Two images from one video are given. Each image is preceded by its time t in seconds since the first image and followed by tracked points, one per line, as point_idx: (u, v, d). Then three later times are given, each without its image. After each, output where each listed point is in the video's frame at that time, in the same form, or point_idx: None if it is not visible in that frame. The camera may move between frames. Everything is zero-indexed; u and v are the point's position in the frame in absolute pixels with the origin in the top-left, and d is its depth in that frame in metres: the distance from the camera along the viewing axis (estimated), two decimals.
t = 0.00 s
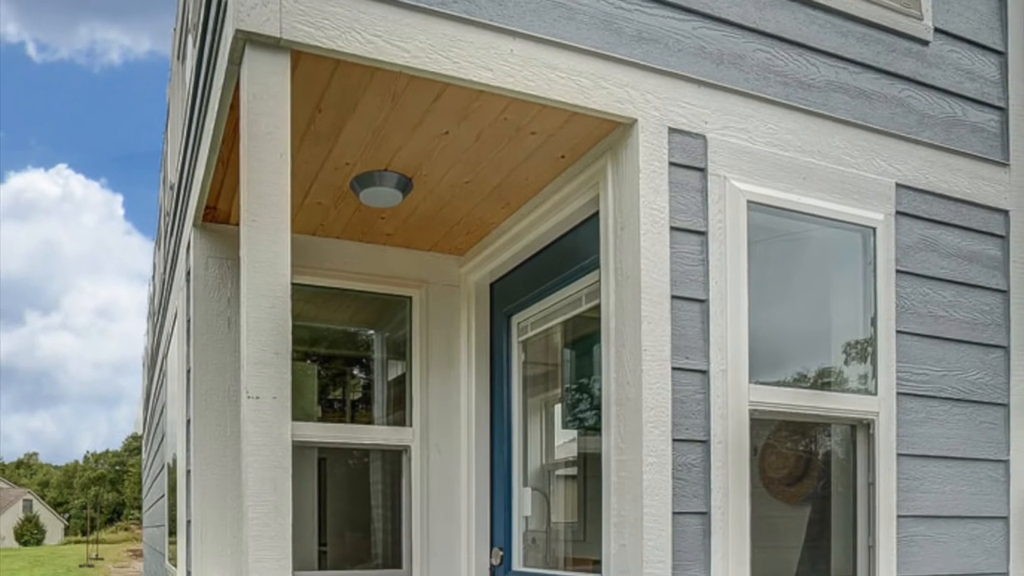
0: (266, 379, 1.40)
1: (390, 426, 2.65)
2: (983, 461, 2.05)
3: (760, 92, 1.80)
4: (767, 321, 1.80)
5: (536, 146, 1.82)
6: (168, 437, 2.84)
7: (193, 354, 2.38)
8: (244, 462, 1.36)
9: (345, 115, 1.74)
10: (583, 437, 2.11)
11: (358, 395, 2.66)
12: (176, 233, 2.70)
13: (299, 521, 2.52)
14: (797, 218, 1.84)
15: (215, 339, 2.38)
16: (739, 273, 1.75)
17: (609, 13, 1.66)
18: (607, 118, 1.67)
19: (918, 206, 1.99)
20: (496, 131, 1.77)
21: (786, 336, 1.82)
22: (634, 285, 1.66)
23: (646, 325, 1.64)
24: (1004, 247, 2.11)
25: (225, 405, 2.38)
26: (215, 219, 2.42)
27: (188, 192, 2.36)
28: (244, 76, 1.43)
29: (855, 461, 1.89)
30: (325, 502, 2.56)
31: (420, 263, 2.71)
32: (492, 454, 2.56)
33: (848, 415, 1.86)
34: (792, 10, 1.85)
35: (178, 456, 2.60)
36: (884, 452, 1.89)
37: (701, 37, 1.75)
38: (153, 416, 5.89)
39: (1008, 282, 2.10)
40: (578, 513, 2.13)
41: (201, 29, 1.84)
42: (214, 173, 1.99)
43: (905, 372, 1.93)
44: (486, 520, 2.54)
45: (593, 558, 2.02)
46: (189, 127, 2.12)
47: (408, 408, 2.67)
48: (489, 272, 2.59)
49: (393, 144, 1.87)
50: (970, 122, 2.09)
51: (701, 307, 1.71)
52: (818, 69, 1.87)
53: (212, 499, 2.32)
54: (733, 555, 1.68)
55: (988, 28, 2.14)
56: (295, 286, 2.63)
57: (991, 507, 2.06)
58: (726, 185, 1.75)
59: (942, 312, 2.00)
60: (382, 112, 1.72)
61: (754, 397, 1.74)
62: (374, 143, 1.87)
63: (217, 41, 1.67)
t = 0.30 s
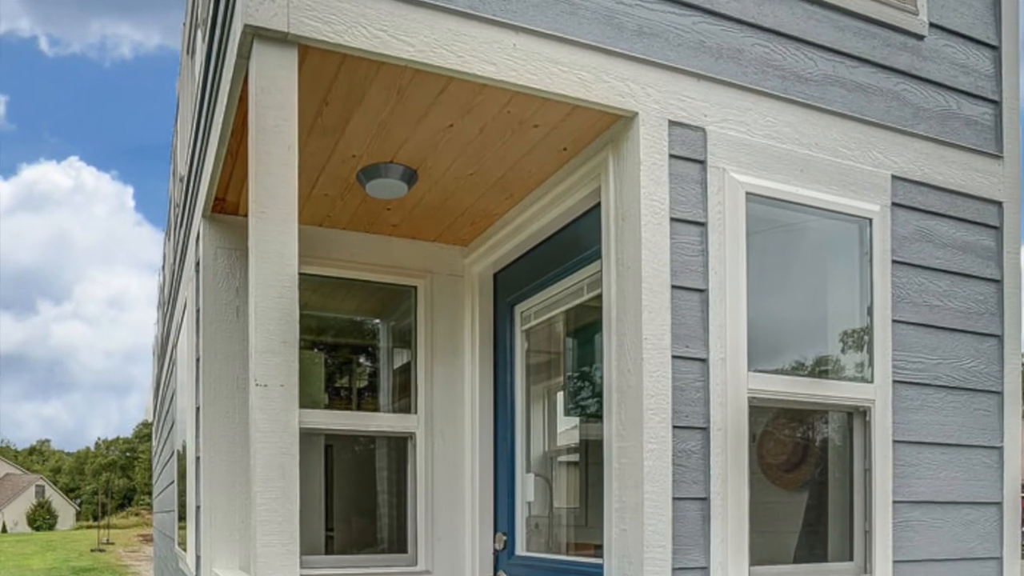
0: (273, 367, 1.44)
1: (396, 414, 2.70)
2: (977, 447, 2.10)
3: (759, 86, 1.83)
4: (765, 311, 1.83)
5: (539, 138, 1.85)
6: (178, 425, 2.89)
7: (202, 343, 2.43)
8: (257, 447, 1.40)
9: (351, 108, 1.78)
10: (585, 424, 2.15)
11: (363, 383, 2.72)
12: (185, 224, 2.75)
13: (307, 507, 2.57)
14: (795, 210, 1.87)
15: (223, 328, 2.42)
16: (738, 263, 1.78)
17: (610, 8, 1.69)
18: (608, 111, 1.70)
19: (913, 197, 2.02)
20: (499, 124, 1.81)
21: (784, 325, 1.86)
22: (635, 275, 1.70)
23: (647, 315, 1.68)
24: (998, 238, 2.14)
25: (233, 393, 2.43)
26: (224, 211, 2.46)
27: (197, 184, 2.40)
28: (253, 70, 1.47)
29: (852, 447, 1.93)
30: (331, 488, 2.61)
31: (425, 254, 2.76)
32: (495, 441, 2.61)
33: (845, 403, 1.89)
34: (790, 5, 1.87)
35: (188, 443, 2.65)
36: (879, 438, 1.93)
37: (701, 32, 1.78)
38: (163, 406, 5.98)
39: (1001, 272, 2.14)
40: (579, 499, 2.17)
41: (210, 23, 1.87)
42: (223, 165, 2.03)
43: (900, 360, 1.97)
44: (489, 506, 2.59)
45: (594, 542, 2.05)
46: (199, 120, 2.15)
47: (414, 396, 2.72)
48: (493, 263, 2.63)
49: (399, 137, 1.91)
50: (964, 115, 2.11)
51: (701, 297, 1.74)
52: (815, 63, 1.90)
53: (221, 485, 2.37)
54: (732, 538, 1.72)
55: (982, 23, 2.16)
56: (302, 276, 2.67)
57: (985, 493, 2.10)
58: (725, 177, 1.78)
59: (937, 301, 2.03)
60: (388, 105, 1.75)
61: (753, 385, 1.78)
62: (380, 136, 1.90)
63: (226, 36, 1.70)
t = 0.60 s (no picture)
0: (281, 354, 1.49)
1: (401, 400, 2.75)
2: (971, 433, 2.14)
3: (757, 79, 1.86)
4: (764, 300, 1.87)
5: (542, 131, 1.89)
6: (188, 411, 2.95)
7: (212, 331, 2.48)
8: (269, 433, 1.45)
9: (357, 101, 1.81)
10: (587, 410, 2.20)
11: (370, 370, 2.76)
12: (195, 215, 2.79)
13: (315, 492, 2.62)
14: (793, 201, 1.91)
15: (232, 317, 2.47)
16: (737, 253, 1.82)
17: (611, 2, 1.72)
18: (609, 104, 1.73)
19: (909, 188, 2.05)
20: (503, 116, 1.84)
21: (782, 314, 1.90)
22: (636, 264, 1.73)
23: (647, 304, 1.72)
24: (992, 229, 2.18)
25: (243, 380, 2.48)
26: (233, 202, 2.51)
27: (207, 175, 2.44)
28: (261, 64, 1.50)
29: (848, 434, 1.97)
30: (338, 473, 2.66)
31: (430, 244, 2.81)
32: (499, 428, 2.66)
33: (841, 389, 1.94)
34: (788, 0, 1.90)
35: (198, 430, 2.70)
36: (875, 424, 1.97)
37: (700, 26, 1.81)
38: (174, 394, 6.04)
39: (995, 262, 2.17)
40: (581, 483, 2.21)
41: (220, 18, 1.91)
42: (232, 157, 2.07)
43: (896, 348, 2.01)
44: (494, 491, 2.65)
45: (596, 527, 2.10)
46: (209, 112, 2.19)
47: (419, 383, 2.77)
48: (497, 252, 2.67)
49: (405, 130, 1.94)
50: (958, 108, 2.14)
51: (700, 286, 1.78)
52: (812, 57, 1.93)
53: (231, 471, 2.42)
54: (731, 522, 1.77)
55: (976, 18, 2.19)
56: (310, 265, 2.71)
57: (979, 478, 2.15)
58: (724, 168, 1.82)
59: (932, 290, 2.07)
60: (394, 98, 1.79)
61: (751, 372, 1.82)
62: (386, 128, 1.94)
63: (235, 30, 1.74)
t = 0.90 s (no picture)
0: (289, 343, 1.53)
1: (407, 388, 2.81)
2: (965, 420, 2.18)
3: (755, 72, 1.89)
4: (762, 289, 1.91)
5: (545, 123, 1.92)
6: (197, 398, 3.01)
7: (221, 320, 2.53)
8: (278, 418, 1.49)
9: (364, 94, 1.85)
10: (589, 397, 2.25)
11: (376, 358, 2.81)
12: (204, 206, 2.84)
13: (322, 478, 2.67)
14: (791, 192, 1.94)
15: (241, 306, 2.52)
16: (736, 243, 1.86)
17: None
18: (611, 97, 1.76)
19: (904, 180, 2.08)
20: (507, 109, 1.87)
21: (780, 303, 1.94)
22: (637, 254, 1.77)
23: (647, 292, 1.75)
24: (985, 219, 2.21)
25: (251, 368, 2.53)
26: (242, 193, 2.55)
27: (216, 166, 2.48)
28: (270, 58, 1.54)
29: (845, 421, 2.01)
30: (345, 459, 2.71)
31: (435, 234, 2.86)
32: (502, 415, 2.71)
33: (838, 376, 1.98)
34: None
35: (208, 416, 2.75)
36: (871, 411, 2.02)
37: (700, 21, 1.84)
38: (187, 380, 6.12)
39: (989, 252, 2.21)
40: (584, 469, 2.26)
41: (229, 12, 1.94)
42: (241, 149, 2.11)
43: (892, 336, 2.05)
44: (497, 477, 2.70)
45: (597, 511, 2.14)
46: (218, 105, 2.23)
47: (424, 370, 2.82)
48: (500, 242, 2.71)
49: (410, 122, 1.98)
50: (953, 101, 2.18)
51: (700, 275, 1.82)
52: (810, 51, 1.96)
53: (240, 457, 2.47)
54: (730, 506, 1.81)
55: (970, 12, 2.23)
56: (318, 255, 2.76)
57: (972, 463, 2.20)
58: (723, 160, 1.85)
59: (927, 280, 2.11)
60: (400, 92, 1.82)
61: (750, 359, 1.86)
62: (392, 121, 1.98)
63: (244, 25, 1.77)
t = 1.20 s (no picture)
0: (297, 331, 1.57)
1: (412, 375, 2.86)
2: (959, 407, 2.23)
3: (753, 66, 1.93)
4: (761, 279, 1.95)
5: (547, 116, 1.96)
6: (206, 386, 3.06)
7: (230, 309, 2.58)
8: (288, 404, 1.53)
9: (370, 88, 1.88)
10: (591, 384, 2.29)
11: (382, 346, 2.87)
12: (214, 198, 2.89)
13: (329, 464, 2.72)
14: (789, 183, 1.98)
15: (250, 295, 2.57)
16: (734, 234, 1.89)
17: None
18: (612, 91, 1.79)
19: (900, 171, 2.12)
20: (510, 102, 1.91)
21: (778, 292, 1.98)
22: (637, 244, 1.81)
23: (648, 282, 1.79)
24: (980, 210, 2.25)
25: (260, 356, 2.58)
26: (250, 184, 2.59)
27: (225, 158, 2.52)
28: (278, 53, 1.57)
29: (842, 408, 2.06)
30: (352, 445, 2.77)
31: (439, 225, 2.90)
32: (506, 402, 2.76)
33: (834, 364, 2.02)
34: None
35: (217, 404, 2.81)
36: (867, 398, 2.06)
37: (699, 16, 1.87)
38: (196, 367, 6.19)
39: (983, 242, 2.25)
40: (586, 455, 2.31)
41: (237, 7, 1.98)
42: (250, 141, 2.15)
43: (888, 325, 2.09)
44: (501, 462, 2.76)
45: (599, 496, 2.19)
46: (227, 98, 2.27)
47: (429, 358, 2.88)
48: (504, 233, 2.75)
49: (415, 115, 2.02)
50: (947, 94, 2.21)
51: (699, 265, 1.86)
52: (807, 45, 1.99)
53: (249, 443, 2.53)
54: (728, 492, 1.85)
55: (963, 8, 2.26)
56: (325, 245, 2.81)
57: (967, 449, 2.24)
58: (723, 152, 1.89)
59: (922, 269, 2.14)
60: (405, 85, 1.86)
61: (749, 347, 1.91)
62: (397, 113, 2.01)
63: (253, 20, 1.81)
